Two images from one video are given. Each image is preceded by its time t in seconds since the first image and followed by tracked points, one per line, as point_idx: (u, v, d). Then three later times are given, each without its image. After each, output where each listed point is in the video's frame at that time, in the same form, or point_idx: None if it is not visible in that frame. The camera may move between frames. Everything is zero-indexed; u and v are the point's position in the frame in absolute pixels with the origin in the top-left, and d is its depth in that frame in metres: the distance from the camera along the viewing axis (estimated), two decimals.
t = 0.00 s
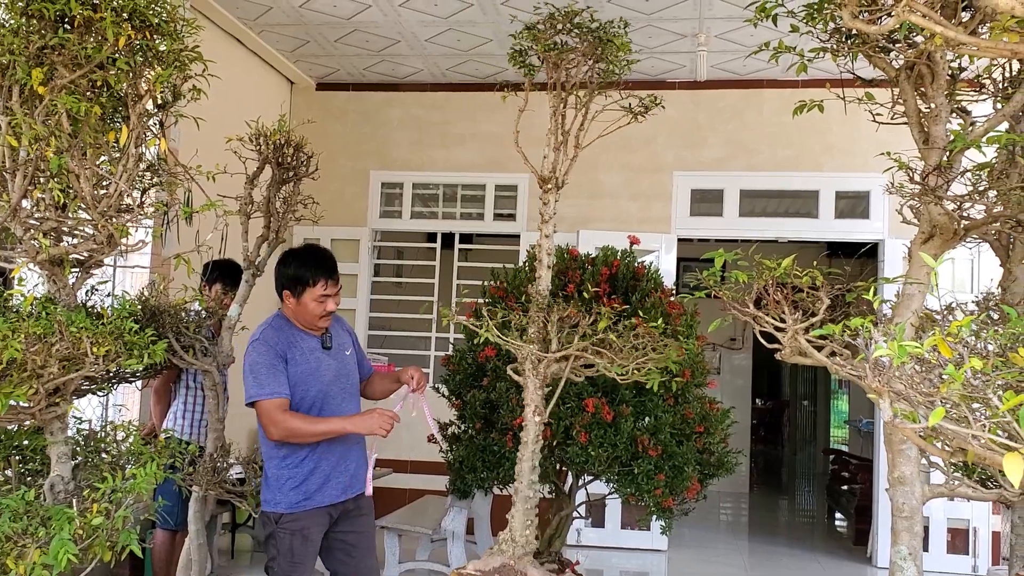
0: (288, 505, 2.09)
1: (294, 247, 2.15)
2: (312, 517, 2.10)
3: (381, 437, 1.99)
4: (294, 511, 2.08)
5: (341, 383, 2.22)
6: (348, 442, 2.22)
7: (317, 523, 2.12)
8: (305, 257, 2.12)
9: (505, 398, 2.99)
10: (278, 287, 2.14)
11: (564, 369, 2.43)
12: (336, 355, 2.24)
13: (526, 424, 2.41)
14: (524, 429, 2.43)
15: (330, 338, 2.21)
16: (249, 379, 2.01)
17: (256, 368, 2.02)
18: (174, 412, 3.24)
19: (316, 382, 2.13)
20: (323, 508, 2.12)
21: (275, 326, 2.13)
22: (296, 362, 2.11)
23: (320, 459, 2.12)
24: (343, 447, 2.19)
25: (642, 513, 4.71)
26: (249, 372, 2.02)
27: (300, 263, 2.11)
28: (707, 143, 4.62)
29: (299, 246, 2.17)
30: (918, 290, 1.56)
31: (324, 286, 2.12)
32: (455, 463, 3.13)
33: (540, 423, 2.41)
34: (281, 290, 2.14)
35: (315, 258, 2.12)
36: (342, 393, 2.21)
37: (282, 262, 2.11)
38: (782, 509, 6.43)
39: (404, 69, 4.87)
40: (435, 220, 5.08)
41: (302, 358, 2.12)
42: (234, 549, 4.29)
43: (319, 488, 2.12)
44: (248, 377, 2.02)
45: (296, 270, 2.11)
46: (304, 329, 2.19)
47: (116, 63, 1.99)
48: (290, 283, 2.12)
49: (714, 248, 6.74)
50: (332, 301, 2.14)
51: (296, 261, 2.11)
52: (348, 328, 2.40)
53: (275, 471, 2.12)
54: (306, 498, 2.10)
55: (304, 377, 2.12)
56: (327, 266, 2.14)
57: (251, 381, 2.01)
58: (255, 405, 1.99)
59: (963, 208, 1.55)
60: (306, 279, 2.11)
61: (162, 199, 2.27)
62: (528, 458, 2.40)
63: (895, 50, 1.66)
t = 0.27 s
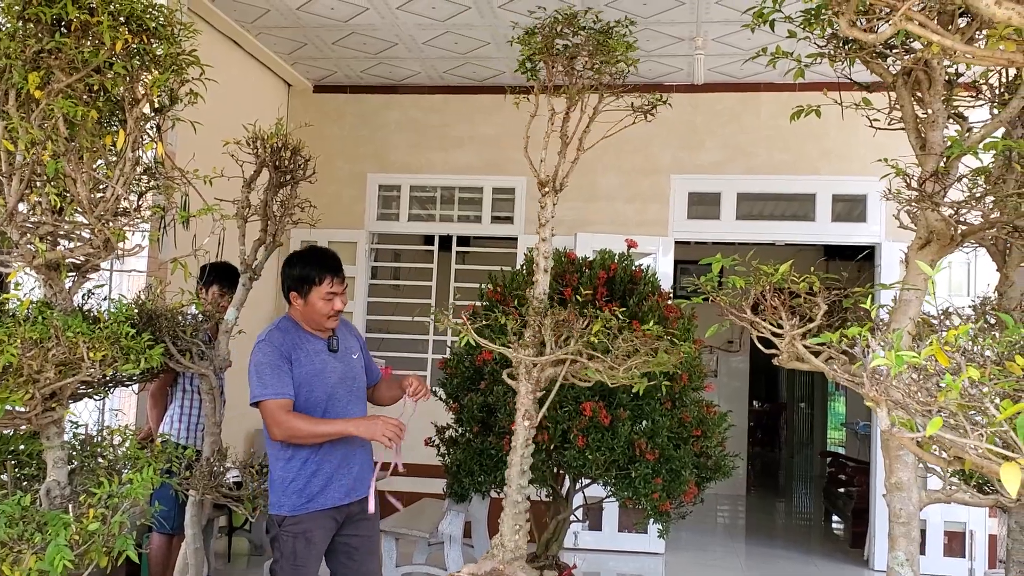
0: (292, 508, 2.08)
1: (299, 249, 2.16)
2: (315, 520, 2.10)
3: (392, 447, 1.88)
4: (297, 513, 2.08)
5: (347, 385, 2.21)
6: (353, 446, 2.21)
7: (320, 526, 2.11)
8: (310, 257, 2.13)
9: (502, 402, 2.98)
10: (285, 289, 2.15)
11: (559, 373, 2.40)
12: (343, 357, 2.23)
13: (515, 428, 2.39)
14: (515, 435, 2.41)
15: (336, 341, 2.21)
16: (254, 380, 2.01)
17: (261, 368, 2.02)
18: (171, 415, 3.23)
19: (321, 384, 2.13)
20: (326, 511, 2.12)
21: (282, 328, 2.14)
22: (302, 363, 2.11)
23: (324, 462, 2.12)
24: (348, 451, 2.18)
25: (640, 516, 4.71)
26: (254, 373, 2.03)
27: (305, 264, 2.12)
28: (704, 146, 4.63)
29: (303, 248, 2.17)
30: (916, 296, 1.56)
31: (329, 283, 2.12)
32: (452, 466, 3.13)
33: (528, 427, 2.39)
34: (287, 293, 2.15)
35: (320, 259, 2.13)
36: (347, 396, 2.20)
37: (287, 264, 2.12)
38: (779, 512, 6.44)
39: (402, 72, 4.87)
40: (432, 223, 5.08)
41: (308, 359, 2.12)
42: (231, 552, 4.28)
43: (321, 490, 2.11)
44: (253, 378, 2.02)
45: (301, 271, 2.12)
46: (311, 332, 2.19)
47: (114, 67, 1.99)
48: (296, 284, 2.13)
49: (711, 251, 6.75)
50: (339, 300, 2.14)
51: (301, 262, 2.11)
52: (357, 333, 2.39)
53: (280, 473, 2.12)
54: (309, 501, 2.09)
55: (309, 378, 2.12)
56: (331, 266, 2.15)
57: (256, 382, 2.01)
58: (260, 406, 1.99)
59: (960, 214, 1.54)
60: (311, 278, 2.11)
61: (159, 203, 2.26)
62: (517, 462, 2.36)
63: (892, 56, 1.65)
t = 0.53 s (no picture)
0: (292, 517, 2.07)
1: (293, 256, 2.15)
2: (315, 529, 2.09)
3: (392, 432, 2.04)
4: (297, 522, 2.07)
5: (348, 392, 2.21)
6: (353, 453, 2.21)
7: (320, 535, 2.10)
8: (304, 262, 2.13)
9: (500, 409, 2.97)
10: (281, 296, 2.14)
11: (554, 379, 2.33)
12: (342, 364, 2.23)
13: (507, 436, 2.30)
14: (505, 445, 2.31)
15: (335, 347, 2.21)
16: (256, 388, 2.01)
17: (263, 376, 2.02)
18: (168, 421, 3.22)
19: (323, 391, 2.12)
20: (326, 520, 2.11)
21: (281, 336, 2.13)
22: (303, 370, 2.10)
23: (324, 470, 2.11)
24: (348, 458, 2.18)
25: (637, 522, 4.71)
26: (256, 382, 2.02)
27: (300, 269, 2.11)
28: (702, 151, 4.63)
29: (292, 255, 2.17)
30: (915, 305, 1.55)
31: (326, 282, 2.12)
32: (449, 472, 3.12)
33: (520, 434, 2.29)
34: (284, 301, 2.14)
35: (315, 262, 2.13)
36: (347, 404, 2.20)
37: (282, 271, 2.12)
38: (776, 516, 6.44)
39: (399, 76, 4.86)
40: (429, 227, 5.07)
41: (309, 367, 2.12)
42: (228, 557, 4.27)
43: (322, 498, 2.11)
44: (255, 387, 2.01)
45: (296, 276, 2.11)
46: (310, 338, 2.19)
47: (111, 74, 1.98)
48: (293, 291, 2.12)
49: (708, 254, 6.75)
50: (336, 300, 2.14)
51: (295, 268, 2.11)
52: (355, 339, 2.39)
53: (279, 482, 2.11)
54: (310, 509, 2.08)
55: (310, 385, 2.11)
56: (326, 268, 2.15)
57: (258, 390, 2.00)
58: (264, 414, 1.98)
59: (959, 224, 1.54)
60: (307, 281, 2.11)
61: (157, 209, 2.25)
62: (508, 470, 2.28)
63: (892, 65, 1.63)
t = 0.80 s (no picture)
0: (288, 526, 2.06)
1: (287, 262, 2.14)
2: (311, 539, 2.08)
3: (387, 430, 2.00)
4: (293, 532, 2.06)
5: (339, 400, 2.20)
6: (348, 461, 2.20)
7: (316, 545, 2.10)
8: (298, 269, 2.11)
9: (499, 415, 2.96)
10: (273, 304, 2.12)
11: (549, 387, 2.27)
12: (334, 371, 2.22)
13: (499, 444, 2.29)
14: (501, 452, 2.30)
15: (327, 354, 2.20)
16: (249, 396, 1.99)
17: (256, 384, 2.00)
18: (165, 427, 3.21)
19: (316, 399, 2.12)
20: (322, 529, 2.10)
21: (272, 343, 2.12)
22: (295, 379, 2.09)
23: (319, 478, 2.10)
24: (343, 467, 2.17)
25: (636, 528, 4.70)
26: (249, 390, 2.00)
27: (294, 276, 2.10)
28: (700, 155, 4.63)
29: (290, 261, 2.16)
30: (916, 314, 1.54)
31: (320, 293, 2.10)
32: (447, 479, 3.11)
33: (514, 442, 2.29)
34: (276, 307, 2.13)
35: (308, 271, 2.11)
36: (340, 411, 2.19)
37: (275, 278, 2.10)
38: (774, 520, 6.44)
39: (397, 81, 4.86)
40: (427, 231, 5.06)
41: (301, 374, 2.11)
42: (225, 564, 4.25)
43: (318, 508, 2.10)
44: (248, 395, 2.00)
45: (289, 284, 2.10)
46: (300, 346, 2.18)
47: (109, 80, 1.97)
48: (285, 298, 2.10)
49: (706, 258, 6.75)
50: (328, 311, 2.13)
51: (290, 275, 2.10)
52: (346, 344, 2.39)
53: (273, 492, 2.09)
54: (306, 519, 2.07)
55: (303, 393, 2.10)
56: (320, 278, 2.13)
57: (251, 398, 1.98)
58: (257, 422, 1.96)
59: (961, 232, 1.53)
60: (300, 291, 2.09)
61: (154, 216, 2.24)
62: (502, 477, 2.27)
63: (893, 72, 1.61)
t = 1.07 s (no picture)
0: (277, 537, 2.04)
1: (281, 270, 2.11)
2: (300, 549, 2.06)
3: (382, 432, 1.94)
4: (282, 542, 2.04)
5: (325, 406, 2.21)
6: (337, 470, 2.19)
7: (305, 555, 2.08)
8: (290, 278, 2.08)
9: (496, 422, 2.94)
10: (261, 311, 2.10)
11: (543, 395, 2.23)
12: (320, 378, 2.22)
13: (491, 452, 2.26)
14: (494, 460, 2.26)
15: (314, 362, 2.20)
16: (238, 403, 1.97)
17: (244, 392, 1.99)
18: (159, 435, 3.18)
19: (303, 407, 2.12)
20: (311, 539, 2.08)
21: (259, 351, 2.11)
22: (283, 386, 2.09)
23: (308, 487, 2.08)
24: (332, 475, 2.15)
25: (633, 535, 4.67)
26: (237, 397, 1.99)
27: (284, 286, 2.07)
28: (696, 161, 4.62)
29: (283, 269, 2.13)
30: (917, 322, 1.53)
31: (309, 306, 2.08)
32: (443, 487, 3.08)
33: (506, 451, 2.25)
34: (264, 315, 2.11)
35: (299, 281, 2.09)
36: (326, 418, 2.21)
37: (266, 285, 2.07)
38: (771, 527, 6.42)
39: (394, 87, 4.85)
40: (424, 237, 5.04)
41: (288, 382, 2.11)
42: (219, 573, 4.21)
43: (307, 517, 2.08)
44: (236, 402, 1.98)
45: (280, 293, 2.07)
46: (287, 353, 2.17)
47: (101, 85, 1.95)
48: (274, 307, 2.09)
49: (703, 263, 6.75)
50: (317, 323, 2.11)
51: (281, 284, 2.07)
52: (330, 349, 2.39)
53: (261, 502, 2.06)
54: (295, 529, 2.06)
55: (290, 401, 2.10)
56: (313, 289, 2.10)
57: (240, 405, 1.97)
58: (247, 429, 1.94)
59: (961, 239, 1.52)
60: (290, 302, 2.07)
61: (148, 222, 2.22)
62: (493, 486, 2.25)
63: (894, 78, 1.59)
